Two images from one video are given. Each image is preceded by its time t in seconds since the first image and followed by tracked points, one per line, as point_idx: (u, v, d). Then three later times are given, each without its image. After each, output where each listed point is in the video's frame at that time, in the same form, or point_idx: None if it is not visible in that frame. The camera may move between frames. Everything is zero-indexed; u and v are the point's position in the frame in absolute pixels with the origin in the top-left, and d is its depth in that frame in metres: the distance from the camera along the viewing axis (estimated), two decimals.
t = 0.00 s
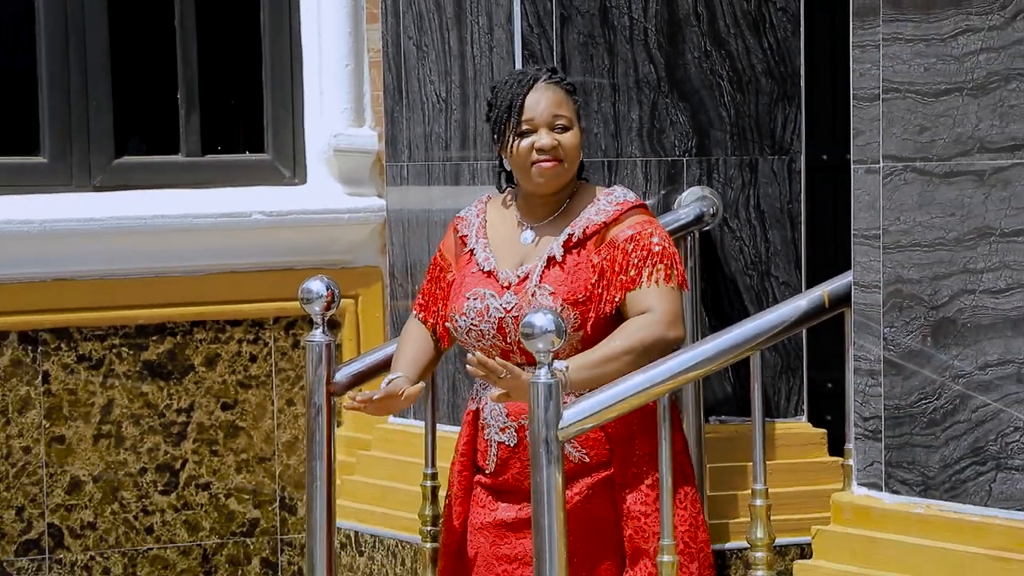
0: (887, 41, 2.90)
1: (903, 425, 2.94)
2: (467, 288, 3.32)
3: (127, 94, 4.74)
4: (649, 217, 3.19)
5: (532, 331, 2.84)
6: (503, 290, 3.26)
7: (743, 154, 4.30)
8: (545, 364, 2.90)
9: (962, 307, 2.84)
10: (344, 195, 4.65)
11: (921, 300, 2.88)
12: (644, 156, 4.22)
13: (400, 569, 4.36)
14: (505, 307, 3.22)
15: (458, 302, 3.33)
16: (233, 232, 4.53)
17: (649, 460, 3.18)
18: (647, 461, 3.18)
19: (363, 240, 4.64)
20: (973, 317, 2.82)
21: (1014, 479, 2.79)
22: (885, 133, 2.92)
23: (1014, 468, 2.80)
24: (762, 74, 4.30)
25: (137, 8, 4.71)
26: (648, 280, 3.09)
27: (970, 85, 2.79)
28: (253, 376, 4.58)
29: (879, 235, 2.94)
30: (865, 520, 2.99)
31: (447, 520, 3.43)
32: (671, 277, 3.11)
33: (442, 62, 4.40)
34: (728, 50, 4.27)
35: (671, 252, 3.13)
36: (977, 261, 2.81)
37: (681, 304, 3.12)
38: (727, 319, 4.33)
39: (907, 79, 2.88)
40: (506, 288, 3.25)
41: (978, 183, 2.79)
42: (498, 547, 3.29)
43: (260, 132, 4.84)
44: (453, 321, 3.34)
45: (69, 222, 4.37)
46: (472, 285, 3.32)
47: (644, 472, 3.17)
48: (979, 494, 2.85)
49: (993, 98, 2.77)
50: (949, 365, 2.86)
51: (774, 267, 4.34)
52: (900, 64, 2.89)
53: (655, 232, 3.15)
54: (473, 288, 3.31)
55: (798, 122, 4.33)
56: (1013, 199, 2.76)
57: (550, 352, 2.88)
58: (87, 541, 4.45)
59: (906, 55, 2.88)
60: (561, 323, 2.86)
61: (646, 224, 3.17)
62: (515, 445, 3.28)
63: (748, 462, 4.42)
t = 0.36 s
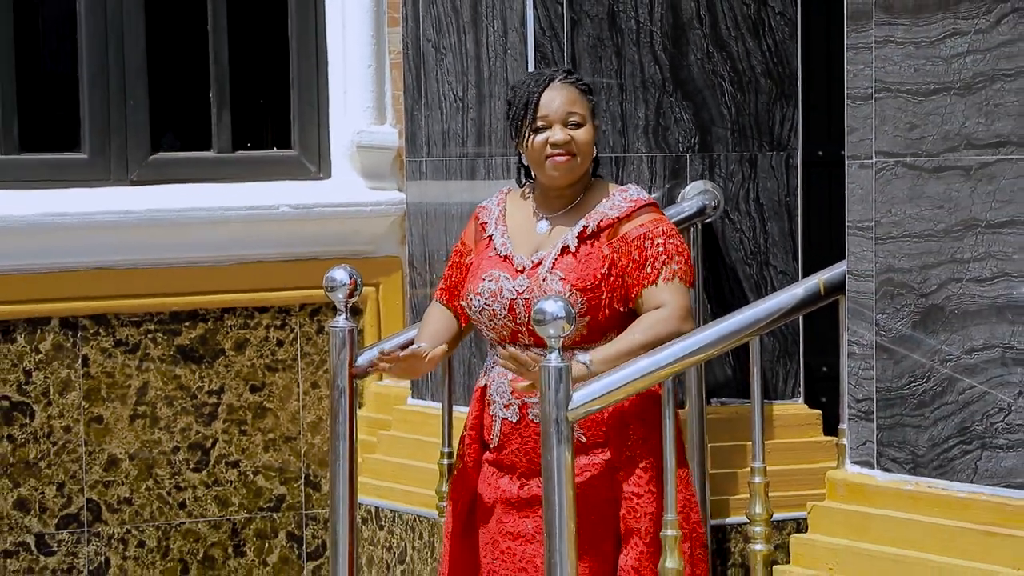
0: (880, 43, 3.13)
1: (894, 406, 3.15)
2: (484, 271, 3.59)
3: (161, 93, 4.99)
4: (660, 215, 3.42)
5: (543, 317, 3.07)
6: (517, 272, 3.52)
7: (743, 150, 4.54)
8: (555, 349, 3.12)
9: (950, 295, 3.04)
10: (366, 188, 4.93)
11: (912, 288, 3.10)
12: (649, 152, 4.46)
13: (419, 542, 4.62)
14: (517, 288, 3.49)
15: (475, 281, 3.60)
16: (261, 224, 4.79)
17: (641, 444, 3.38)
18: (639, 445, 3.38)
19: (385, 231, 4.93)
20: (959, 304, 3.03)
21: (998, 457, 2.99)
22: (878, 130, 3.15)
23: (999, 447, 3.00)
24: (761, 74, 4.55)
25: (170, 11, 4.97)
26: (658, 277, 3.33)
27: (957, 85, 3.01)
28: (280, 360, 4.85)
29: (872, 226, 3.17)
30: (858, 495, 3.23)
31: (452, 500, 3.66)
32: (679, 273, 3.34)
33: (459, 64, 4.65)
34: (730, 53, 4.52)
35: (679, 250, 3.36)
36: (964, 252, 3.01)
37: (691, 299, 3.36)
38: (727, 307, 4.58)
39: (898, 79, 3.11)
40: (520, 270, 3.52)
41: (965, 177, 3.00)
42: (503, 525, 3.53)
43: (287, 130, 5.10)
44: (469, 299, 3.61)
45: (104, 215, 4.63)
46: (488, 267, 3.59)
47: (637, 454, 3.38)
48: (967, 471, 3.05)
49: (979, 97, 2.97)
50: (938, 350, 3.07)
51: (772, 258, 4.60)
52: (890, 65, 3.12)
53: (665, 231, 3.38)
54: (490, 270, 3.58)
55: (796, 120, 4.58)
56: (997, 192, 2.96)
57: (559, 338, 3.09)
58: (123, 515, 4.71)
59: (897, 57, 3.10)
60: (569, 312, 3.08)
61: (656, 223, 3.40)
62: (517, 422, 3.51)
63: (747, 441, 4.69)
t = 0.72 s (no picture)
0: (866, 54, 3.33)
1: (880, 395, 3.35)
2: (485, 261, 3.81)
3: (179, 94, 5.19)
4: (656, 211, 3.64)
5: (545, 309, 3.28)
6: (514, 262, 3.74)
7: (737, 153, 4.73)
8: (554, 340, 3.33)
9: (935, 285, 3.22)
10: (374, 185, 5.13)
11: (898, 282, 3.29)
12: (646, 152, 4.63)
13: (425, 525, 4.81)
14: (514, 278, 3.71)
15: (475, 269, 3.82)
16: (274, 221, 5.01)
17: (627, 429, 3.66)
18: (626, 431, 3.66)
19: (393, 227, 5.15)
20: (943, 295, 3.21)
21: (978, 443, 3.18)
22: (862, 140, 3.34)
23: (978, 434, 3.18)
24: (753, 80, 4.75)
25: (187, 15, 5.17)
26: (658, 271, 3.56)
27: (932, 100, 3.21)
28: (292, 351, 5.07)
29: (858, 223, 3.36)
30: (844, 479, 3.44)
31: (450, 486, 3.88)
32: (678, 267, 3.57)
33: (463, 69, 4.86)
34: (723, 59, 4.71)
35: (675, 244, 3.59)
36: (947, 244, 3.20)
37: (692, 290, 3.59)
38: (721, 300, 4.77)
39: (880, 92, 3.31)
40: (517, 261, 3.74)
41: (948, 181, 3.18)
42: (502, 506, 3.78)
43: (299, 131, 5.32)
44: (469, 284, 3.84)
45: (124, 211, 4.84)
46: (489, 257, 3.80)
47: (624, 439, 3.66)
48: (949, 455, 3.24)
49: (962, 110, 3.16)
50: (923, 341, 3.26)
51: (763, 253, 4.80)
52: (873, 79, 3.32)
53: (661, 227, 3.61)
54: (490, 260, 3.79)
55: (786, 125, 4.79)
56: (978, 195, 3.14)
57: (560, 330, 3.30)
58: (142, 499, 4.92)
59: (879, 69, 3.30)
60: (569, 304, 3.29)
61: (653, 219, 3.61)
62: (511, 406, 3.75)
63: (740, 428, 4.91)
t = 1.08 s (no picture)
0: (850, 51, 3.55)
1: (863, 382, 3.58)
2: (482, 252, 4.04)
3: (194, 94, 5.42)
4: (644, 202, 3.84)
5: (543, 301, 3.49)
6: (509, 254, 3.97)
7: (728, 149, 4.93)
8: (552, 330, 3.54)
9: (915, 280, 3.44)
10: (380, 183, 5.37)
11: (880, 274, 3.51)
12: (640, 149, 4.84)
13: (427, 507, 5.03)
14: (507, 270, 3.95)
15: (474, 259, 4.06)
16: (285, 216, 5.23)
17: (617, 415, 3.87)
18: (615, 417, 3.87)
19: (398, 221, 5.37)
20: (924, 289, 3.43)
21: (957, 428, 3.39)
22: (850, 130, 3.56)
23: (959, 419, 3.39)
24: (743, 78, 4.95)
25: (202, 19, 5.40)
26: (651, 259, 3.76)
27: (921, 89, 3.40)
28: (302, 339, 5.30)
29: (844, 217, 3.58)
30: (830, 463, 3.65)
31: (457, 460, 4.15)
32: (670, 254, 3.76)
33: (466, 69, 5.07)
34: (714, 59, 4.92)
35: (664, 232, 3.78)
36: (927, 241, 3.41)
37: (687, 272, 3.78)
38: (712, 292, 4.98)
39: (867, 83, 3.52)
40: (511, 254, 3.97)
41: (928, 173, 3.40)
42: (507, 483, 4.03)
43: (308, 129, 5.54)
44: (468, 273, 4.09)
45: (144, 209, 5.07)
46: (486, 248, 4.04)
47: (612, 425, 3.86)
48: (929, 440, 3.47)
49: (941, 99, 3.36)
50: (904, 331, 3.48)
51: (753, 247, 4.99)
52: (861, 71, 3.54)
53: (650, 217, 3.80)
54: (486, 251, 4.03)
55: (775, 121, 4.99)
56: (958, 187, 3.35)
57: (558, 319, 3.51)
58: (159, 482, 5.15)
59: (866, 62, 3.52)
60: (566, 295, 3.51)
61: (641, 209, 3.81)
62: (506, 390, 3.99)
63: (730, 415, 5.14)
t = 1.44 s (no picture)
0: (836, 48, 3.79)
1: (850, 366, 3.81)
2: (482, 239, 4.28)
3: (208, 90, 5.63)
4: (637, 192, 4.06)
5: (543, 289, 3.70)
6: (505, 241, 4.21)
7: (720, 143, 5.14)
8: (553, 316, 3.74)
9: (898, 268, 3.67)
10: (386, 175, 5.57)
11: (865, 262, 3.74)
12: (636, 143, 5.03)
13: (432, 485, 5.26)
14: (502, 257, 4.18)
15: (474, 247, 4.31)
16: (294, 207, 5.45)
17: (605, 399, 4.09)
18: (604, 401, 4.09)
19: (403, 212, 5.60)
20: (907, 276, 3.65)
21: (939, 410, 3.61)
22: (835, 125, 3.80)
23: (940, 402, 3.61)
24: (733, 75, 5.16)
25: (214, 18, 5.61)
26: (644, 246, 4.00)
27: (905, 85, 3.63)
28: (310, 326, 5.52)
29: (830, 208, 3.82)
30: (818, 443, 3.87)
31: (466, 437, 4.38)
32: (662, 242, 3.99)
33: (468, 66, 5.27)
34: (706, 57, 5.13)
35: (656, 222, 4.01)
36: (910, 232, 3.64)
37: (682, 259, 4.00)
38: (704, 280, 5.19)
39: (852, 80, 3.75)
40: (507, 241, 4.20)
41: (911, 166, 3.63)
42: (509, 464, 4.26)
43: (316, 124, 5.75)
44: (469, 259, 4.34)
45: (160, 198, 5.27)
46: (487, 236, 4.28)
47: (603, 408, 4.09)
48: (912, 422, 3.68)
49: (923, 95, 3.59)
50: (888, 317, 3.70)
51: (743, 236, 5.20)
52: (846, 68, 3.77)
53: (642, 206, 4.03)
54: (485, 239, 4.28)
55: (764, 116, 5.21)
56: (939, 179, 3.57)
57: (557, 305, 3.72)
58: (173, 462, 5.37)
59: (851, 60, 3.75)
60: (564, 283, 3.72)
61: (634, 199, 4.04)
62: (504, 372, 4.22)
63: (721, 397, 5.35)
